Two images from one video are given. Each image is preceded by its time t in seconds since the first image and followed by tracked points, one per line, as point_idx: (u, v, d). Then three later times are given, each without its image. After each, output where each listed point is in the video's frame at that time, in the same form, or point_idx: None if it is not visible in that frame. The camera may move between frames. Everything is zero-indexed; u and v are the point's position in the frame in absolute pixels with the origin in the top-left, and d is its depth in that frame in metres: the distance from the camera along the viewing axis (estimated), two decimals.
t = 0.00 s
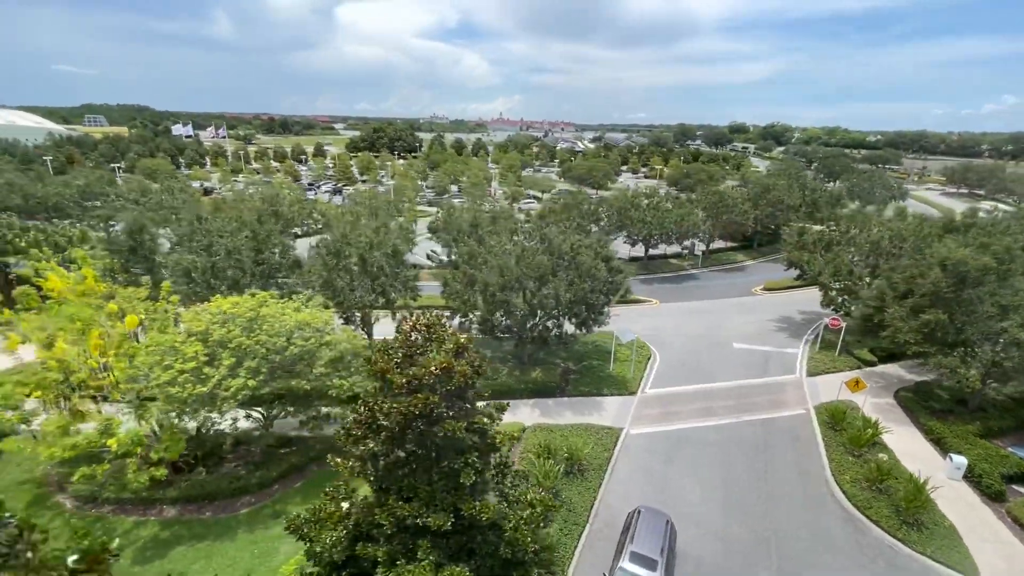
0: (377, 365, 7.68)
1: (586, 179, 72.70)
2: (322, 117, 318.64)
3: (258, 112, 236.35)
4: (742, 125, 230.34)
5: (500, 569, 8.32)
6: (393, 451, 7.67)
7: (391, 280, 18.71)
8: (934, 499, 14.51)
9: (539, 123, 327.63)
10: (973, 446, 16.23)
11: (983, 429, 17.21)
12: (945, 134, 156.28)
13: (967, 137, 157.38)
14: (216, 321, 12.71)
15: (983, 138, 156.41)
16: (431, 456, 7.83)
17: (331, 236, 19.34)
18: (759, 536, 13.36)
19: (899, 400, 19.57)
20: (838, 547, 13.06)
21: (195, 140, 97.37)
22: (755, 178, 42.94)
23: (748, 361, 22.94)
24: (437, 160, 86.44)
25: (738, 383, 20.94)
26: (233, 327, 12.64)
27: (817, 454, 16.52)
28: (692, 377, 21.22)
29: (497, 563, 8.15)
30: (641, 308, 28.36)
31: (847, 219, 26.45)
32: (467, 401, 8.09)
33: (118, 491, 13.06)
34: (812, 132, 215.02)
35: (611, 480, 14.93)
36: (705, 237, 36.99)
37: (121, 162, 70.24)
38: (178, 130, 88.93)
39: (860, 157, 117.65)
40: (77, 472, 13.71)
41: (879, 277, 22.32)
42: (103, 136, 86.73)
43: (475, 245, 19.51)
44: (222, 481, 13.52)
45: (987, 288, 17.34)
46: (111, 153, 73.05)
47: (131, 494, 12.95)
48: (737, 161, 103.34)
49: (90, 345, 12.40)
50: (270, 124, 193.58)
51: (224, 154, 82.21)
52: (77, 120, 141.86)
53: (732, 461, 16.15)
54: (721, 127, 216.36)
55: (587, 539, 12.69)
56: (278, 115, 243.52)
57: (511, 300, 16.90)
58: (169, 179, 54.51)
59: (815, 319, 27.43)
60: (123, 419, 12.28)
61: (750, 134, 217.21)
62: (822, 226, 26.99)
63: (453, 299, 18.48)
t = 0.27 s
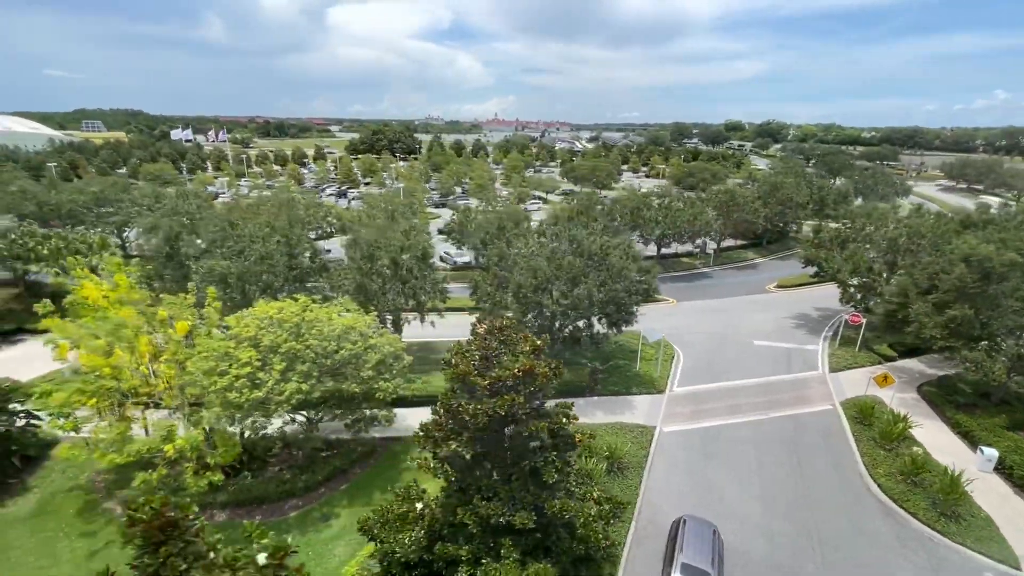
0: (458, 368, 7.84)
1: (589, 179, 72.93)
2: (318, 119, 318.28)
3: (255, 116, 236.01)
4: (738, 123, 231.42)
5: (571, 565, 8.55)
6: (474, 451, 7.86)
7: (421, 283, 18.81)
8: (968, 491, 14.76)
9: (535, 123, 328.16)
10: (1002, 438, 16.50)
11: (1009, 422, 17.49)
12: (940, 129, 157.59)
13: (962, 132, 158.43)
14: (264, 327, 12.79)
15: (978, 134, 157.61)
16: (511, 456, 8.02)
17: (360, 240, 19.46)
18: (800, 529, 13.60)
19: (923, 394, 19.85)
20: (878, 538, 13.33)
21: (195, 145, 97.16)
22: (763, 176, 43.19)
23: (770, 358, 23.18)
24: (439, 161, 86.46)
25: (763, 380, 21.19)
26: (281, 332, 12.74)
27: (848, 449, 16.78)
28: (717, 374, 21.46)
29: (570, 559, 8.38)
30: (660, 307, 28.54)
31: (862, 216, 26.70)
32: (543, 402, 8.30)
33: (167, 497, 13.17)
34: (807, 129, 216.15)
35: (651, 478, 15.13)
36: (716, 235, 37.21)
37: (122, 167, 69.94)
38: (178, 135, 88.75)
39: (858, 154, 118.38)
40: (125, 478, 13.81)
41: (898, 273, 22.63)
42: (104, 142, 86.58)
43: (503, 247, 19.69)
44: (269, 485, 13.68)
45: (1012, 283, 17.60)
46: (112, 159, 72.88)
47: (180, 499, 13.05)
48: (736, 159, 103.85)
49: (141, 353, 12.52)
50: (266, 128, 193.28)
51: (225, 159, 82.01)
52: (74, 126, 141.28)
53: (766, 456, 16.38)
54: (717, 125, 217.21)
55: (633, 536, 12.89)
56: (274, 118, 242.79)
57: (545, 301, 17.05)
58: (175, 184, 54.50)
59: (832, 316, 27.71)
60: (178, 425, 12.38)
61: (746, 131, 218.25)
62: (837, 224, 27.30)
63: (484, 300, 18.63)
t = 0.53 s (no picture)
0: (534, 367, 8.02)
1: (593, 178, 73.11)
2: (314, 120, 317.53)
3: (252, 117, 235.32)
4: (735, 120, 232.06)
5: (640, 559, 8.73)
6: (551, 447, 8.05)
7: (452, 284, 18.96)
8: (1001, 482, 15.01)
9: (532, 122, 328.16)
10: None
11: None
12: (937, 123, 158.36)
13: (958, 126, 159.31)
14: (311, 330, 12.98)
15: (975, 127, 158.37)
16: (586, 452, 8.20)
17: (389, 242, 19.62)
18: (840, 520, 13.82)
19: (946, 387, 20.11)
20: (917, 528, 13.57)
21: (196, 147, 96.93)
22: (771, 173, 43.46)
23: (792, 354, 23.42)
24: (442, 161, 86.52)
25: (787, 375, 21.42)
26: (328, 335, 12.91)
27: (878, 442, 17.03)
28: (741, 371, 21.67)
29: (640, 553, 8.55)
30: (678, 305, 28.78)
31: (877, 211, 26.96)
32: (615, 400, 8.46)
33: (216, 499, 13.30)
34: (804, 125, 216.92)
35: (688, 473, 15.31)
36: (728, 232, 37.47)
37: (127, 171, 69.86)
38: (180, 138, 88.55)
39: (858, 149, 118.88)
40: (172, 482, 13.96)
41: (917, 268, 22.91)
42: (104, 146, 86.29)
43: (531, 247, 19.85)
44: (316, 486, 13.78)
45: None
46: (115, 162, 72.72)
47: (229, 501, 13.18)
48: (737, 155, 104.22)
49: (191, 358, 12.73)
50: (264, 129, 192.69)
51: (228, 161, 81.94)
52: (72, 129, 140.70)
53: (798, 450, 16.59)
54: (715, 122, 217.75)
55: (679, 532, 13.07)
56: (271, 120, 242.15)
57: (577, 300, 17.23)
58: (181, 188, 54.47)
59: (848, 310, 27.97)
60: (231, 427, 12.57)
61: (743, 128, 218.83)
62: (853, 219, 27.57)
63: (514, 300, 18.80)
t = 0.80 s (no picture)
0: (606, 364, 8.22)
1: (597, 175, 73.16)
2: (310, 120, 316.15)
3: (248, 117, 234.21)
4: (732, 115, 232.66)
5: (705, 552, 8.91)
6: (623, 443, 8.28)
7: (480, 282, 19.07)
8: None
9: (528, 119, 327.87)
10: None
11: None
12: (933, 117, 159.26)
13: (954, 120, 160.34)
14: (357, 330, 13.11)
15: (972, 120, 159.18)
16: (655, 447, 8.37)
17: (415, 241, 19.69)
18: (876, 511, 14.07)
19: (967, 379, 20.39)
20: (952, 518, 13.82)
21: (195, 148, 96.48)
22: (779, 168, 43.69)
23: (812, 347, 23.66)
24: (444, 160, 86.38)
25: (810, 369, 21.64)
26: (373, 335, 13.03)
27: (906, 434, 17.28)
28: (764, 365, 21.91)
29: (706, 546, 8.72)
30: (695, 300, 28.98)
31: (892, 206, 27.22)
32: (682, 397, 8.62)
33: (262, 499, 13.40)
34: (801, 120, 217.65)
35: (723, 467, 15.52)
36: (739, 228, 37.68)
37: (129, 173, 69.50)
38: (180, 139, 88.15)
39: (857, 144, 119.35)
40: (216, 482, 14.06)
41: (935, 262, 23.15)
42: (104, 147, 85.85)
43: (557, 245, 19.98)
44: (360, 485, 13.89)
45: None
46: (117, 164, 72.36)
47: (276, 501, 13.28)
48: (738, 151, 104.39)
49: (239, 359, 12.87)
50: (261, 129, 191.89)
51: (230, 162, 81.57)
52: (68, 131, 139.72)
53: (828, 442, 16.83)
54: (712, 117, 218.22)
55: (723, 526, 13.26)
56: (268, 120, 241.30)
57: (608, 297, 17.36)
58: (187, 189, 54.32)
59: (864, 304, 28.21)
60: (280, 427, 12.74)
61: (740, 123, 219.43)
62: (868, 214, 27.78)
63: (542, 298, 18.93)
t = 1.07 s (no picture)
0: (673, 358, 8.37)
1: (600, 171, 73.26)
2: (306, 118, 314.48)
3: (243, 116, 232.96)
4: (729, 110, 233.24)
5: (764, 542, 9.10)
6: (689, 436, 8.44)
7: (507, 280, 19.17)
8: None
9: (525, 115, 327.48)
10: None
11: None
12: (930, 110, 160.13)
13: (950, 113, 161.33)
14: (399, 328, 13.21)
15: (968, 113, 159.98)
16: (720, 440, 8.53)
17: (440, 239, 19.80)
18: (909, 500, 14.32)
19: (986, 370, 20.68)
20: (983, 506, 14.11)
21: (195, 147, 96.06)
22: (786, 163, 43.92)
23: (830, 340, 23.92)
24: (446, 157, 86.26)
25: (830, 362, 21.89)
26: (416, 333, 13.15)
27: (930, 424, 17.56)
28: (785, 358, 22.13)
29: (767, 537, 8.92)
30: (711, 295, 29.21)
31: (905, 199, 27.46)
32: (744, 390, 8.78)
33: (306, 497, 13.51)
34: (797, 114, 218.30)
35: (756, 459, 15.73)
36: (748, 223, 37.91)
37: (129, 174, 69.09)
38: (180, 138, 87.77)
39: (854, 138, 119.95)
40: (258, 481, 14.16)
41: (950, 254, 23.45)
42: (103, 147, 85.45)
43: (582, 242, 20.09)
44: (401, 482, 14.02)
45: None
46: (118, 164, 72.05)
47: (320, 499, 13.39)
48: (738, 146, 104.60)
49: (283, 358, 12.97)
50: (257, 128, 191.11)
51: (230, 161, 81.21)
52: (63, 131, 138.82)
53: (856, 434, 17.08)
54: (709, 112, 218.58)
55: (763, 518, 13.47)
56: (263, 119, 239.93)
57: (636, 292, 17.54)
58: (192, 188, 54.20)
59: (877, 297, 28.49)
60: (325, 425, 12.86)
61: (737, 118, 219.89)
62: (880, 208, 28.05)
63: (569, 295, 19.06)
